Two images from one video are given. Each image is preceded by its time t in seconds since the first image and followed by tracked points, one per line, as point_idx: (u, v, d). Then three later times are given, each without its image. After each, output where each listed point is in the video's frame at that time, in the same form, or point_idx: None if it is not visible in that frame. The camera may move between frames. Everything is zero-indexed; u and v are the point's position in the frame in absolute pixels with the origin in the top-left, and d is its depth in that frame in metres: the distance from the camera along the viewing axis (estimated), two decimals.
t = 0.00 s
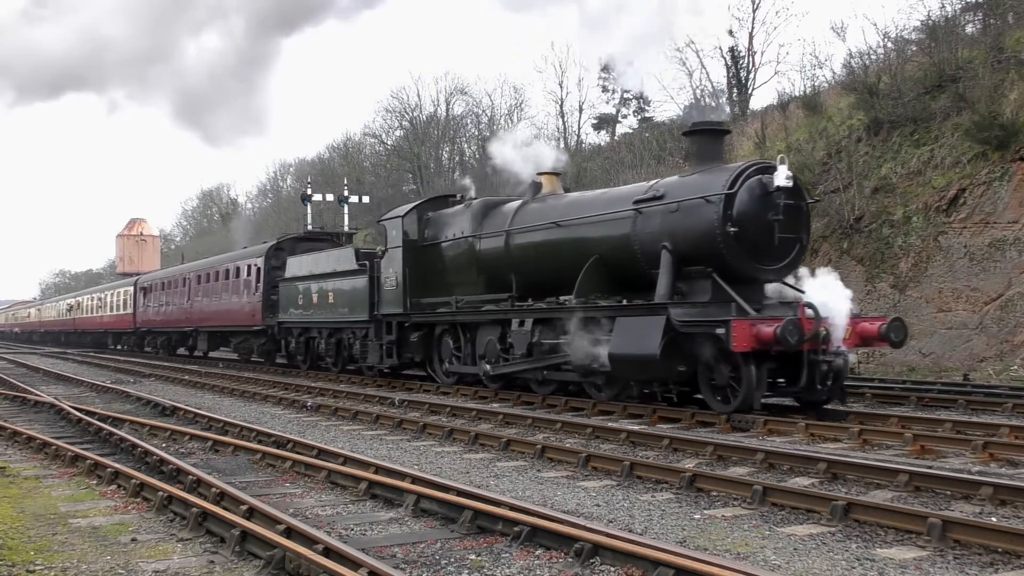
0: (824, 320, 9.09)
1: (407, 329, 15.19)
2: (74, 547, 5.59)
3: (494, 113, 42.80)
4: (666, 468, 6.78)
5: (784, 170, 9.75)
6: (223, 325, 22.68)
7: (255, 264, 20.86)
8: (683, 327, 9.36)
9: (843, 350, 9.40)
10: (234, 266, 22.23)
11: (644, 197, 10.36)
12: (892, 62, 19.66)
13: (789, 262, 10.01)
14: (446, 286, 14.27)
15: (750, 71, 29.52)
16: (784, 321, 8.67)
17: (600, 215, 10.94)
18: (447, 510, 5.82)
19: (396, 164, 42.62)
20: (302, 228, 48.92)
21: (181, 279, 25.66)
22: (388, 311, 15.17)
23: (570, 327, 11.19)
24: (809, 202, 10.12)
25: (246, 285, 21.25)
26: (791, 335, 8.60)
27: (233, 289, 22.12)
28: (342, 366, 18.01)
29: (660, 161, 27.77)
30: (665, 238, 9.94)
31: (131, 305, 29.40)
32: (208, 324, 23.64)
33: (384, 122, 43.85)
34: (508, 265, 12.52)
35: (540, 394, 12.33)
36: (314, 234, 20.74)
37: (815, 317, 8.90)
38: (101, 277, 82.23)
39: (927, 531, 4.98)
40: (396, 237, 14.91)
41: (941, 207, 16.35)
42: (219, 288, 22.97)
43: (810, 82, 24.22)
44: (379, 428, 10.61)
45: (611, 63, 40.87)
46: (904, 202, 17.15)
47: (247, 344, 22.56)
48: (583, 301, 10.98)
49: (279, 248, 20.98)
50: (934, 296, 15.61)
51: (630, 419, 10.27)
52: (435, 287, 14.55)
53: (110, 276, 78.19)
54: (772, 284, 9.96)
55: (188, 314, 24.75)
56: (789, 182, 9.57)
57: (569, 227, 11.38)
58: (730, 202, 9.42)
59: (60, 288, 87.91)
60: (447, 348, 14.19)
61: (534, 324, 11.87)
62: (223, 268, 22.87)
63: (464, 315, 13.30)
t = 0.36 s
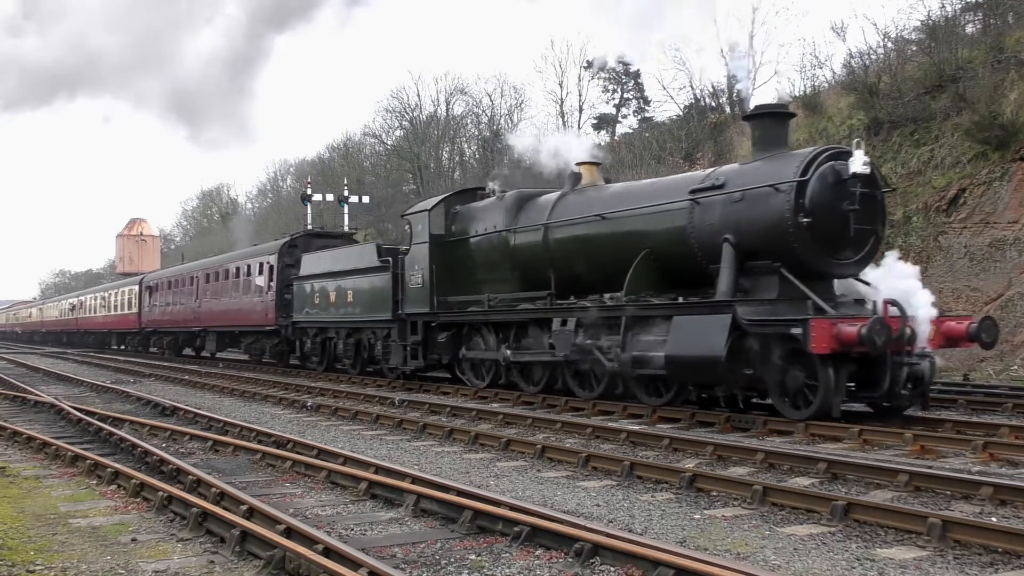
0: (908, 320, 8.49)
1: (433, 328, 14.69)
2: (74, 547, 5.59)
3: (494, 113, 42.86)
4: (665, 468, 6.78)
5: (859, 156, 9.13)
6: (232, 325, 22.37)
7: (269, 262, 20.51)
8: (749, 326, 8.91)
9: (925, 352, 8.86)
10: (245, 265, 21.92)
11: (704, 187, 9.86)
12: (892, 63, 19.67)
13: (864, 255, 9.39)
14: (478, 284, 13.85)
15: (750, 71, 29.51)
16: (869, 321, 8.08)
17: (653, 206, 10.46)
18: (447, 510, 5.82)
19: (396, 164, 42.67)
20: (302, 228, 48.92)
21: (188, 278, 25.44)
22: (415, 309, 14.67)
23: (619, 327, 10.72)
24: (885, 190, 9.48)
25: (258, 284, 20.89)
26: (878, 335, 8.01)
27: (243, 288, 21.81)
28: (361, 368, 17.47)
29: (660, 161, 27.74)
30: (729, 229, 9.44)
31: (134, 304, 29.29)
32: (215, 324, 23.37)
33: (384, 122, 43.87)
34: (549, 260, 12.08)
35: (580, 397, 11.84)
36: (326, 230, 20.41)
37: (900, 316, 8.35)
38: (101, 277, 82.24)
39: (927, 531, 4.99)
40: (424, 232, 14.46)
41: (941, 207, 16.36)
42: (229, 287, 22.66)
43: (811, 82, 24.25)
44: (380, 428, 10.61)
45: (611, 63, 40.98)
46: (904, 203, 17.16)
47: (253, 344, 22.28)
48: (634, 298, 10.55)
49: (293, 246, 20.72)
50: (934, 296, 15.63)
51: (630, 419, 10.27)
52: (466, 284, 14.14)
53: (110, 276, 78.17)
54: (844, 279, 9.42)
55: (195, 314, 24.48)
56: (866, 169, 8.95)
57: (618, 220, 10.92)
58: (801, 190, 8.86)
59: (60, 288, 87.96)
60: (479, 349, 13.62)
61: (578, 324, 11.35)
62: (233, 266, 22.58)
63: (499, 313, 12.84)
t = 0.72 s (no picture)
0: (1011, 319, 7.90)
1: (461, 328, 13.98)
2: (74, 547, 5.59)
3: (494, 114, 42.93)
4: (665, 468, 6.78)
5: (949, 138, 8.32)
6: (244, 324, 21.93)
7: (282, 259, 20.08)
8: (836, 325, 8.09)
9: None
10: (257, 263, 21.45)
11: (772, 174, 9.05)
12: (892, 63, 19.69)
13: (953, 249, 8.58)
14: (512, 282, 13.06)
15: (750, 72, 29.53)
16: (976, 320, 7.45)
17: (713, 196, 9.66)
18: (447, 510, 5.82)
19: (397, 164, 42.68)
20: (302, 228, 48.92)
21: (196, 277, 25.08)
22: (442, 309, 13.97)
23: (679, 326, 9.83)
24: (975, 177, 8.66)
25: (271, 282, 20.47)
26: (985, 334, 7.40)
27: (255, 287, 21.37)
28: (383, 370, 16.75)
29: (660, 161, 27.70)
30: (804, 220, 8.61)
31: (137, 304, 29.25)
32: (225, 324, 22.96)
33: (384, 122, 44.01)
34: (594, 255, 11.27)
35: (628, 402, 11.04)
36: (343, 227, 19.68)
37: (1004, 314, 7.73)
38: (102, 277, 82.23)
39: (927, 531, 4.99)
40: (454, 226, 13.75)
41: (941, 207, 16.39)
42: (239, 285, 22.30)
43: (811, 82, 24.30)
44: (379, 428, 10.61)
45: (612, 63, 41.10)
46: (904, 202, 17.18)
47: (263, 344, 21.90)
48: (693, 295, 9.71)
49: (308, 243, 20.26)
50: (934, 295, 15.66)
51: (630, 419, 10.27)
52: (498, 282, 13.38)
53: (110, 276, 78.16)
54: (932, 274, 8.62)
55: (204, 314, 24.11)
56: (959, 152, 8.14)
57: (673, 211, 10.12)
58: (889, 175, 8.03)
59: (60, 288, 87.96)
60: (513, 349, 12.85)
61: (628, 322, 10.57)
62: (244, 265, 22.16)
63: (537, 313, 12.04)
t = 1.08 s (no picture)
0: None
1: (495, 328, 13.27)
2: (74, 547, 5.59)
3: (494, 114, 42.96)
4: (666, 468, 6.78)
5: None
6: (257, 324, 21.39)
7: (298, 256, 19.45)
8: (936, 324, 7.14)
9: None
10: (271, 260, 20.86)
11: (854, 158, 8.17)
12: (892, 63, 19.68)
13: None
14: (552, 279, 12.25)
15: (750, 72, 29.50)
16: None
17: (785, 184, 8.79)
18: (447, 510, 5.82)
19: (397, 164, 42.68)
20: (301, 228, 48.90)
21: (205, 276, 24.57)
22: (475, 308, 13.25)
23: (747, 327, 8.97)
24: None
25: (285, 280, 19.89)
26: None
27: (269, 285, 20.79)
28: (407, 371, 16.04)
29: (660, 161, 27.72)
30: (895, 208, 7.72)
31: (139, 303, 29.19)
32: (236, 325, 22.43)
33: (384, 122, 44.12)
34: (647, 249, 10.43)
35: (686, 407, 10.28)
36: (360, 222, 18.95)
37: None
38: (101, 277, 82.20)
39: (926, 531, 4.99)
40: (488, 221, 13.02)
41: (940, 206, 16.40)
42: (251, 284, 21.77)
43: (811, 82, 24.31)
44: (379, 428, 10.62)
45: (612, 63, 41.13)
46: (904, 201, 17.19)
47: (274, 345, 21.41)
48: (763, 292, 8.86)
49: (325, 239, 19.65)
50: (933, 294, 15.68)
51: (629, 419, 10.28)
52: (537, 279, 12.58)
53: (110, 276, 78.17)
54: None
55: (213, 313, 23.58)
56: None
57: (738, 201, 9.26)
58: (997, 157, 7.10)
59: (60, 288, 87.91)
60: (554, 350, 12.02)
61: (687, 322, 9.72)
62: (257, 262, 21.60)
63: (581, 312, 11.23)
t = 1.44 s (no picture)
0: None
1: (532, 328, 12.50)
2: (74, 547, 5.59)
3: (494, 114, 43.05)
4: (665, 468, 6.78)
5: None
6: (270, 325, 20.53)
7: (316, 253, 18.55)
8: None
9: None
10: (286, 258, 19.99)
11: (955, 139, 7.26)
12: (891, 63, 19.67)
13: None
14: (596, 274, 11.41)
15: (750, 71, 29.45)
16: None
17: (871, 169, 7.91)
18: (447, 510, 5.82)
19: (397, 164, 42.64)
20: (301, 228, 48.87)
21: (213, 274, 23.76)
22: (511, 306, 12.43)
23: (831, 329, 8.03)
24: None
25: (302, 278, 19.02)
26: None
27: (284, 284, 19.92)
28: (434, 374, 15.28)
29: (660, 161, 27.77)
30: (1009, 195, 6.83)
31: (141, 303, 29.01)
32: (246, 325, 21.58)
33: (384, 122, 44.21)
34: (709, 242, 9.59)
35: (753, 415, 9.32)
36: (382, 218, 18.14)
37: None
38: (101, 277, 82.19)
39: (926, 531, 4.98)
40: (527, 214, 12.18)
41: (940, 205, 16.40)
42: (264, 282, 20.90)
43: (811, 82, 24.30)
44: (379, 428, 10.61)
45: (612, 63, 41.13)
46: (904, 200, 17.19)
47: (286, 345, 20.62)
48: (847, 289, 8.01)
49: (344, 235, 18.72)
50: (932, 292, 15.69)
51: (630, 419, 10.28)
52: (579, 275, 11.74)
53: (110, 276, 78.14)
54: None
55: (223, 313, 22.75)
56: None
57: (814, 189, 8.40)
58: None
59: (60, 288, 87.89)
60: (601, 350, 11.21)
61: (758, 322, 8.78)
62: (270, 260, 20.73)
63: (632, 310, 10.39)
